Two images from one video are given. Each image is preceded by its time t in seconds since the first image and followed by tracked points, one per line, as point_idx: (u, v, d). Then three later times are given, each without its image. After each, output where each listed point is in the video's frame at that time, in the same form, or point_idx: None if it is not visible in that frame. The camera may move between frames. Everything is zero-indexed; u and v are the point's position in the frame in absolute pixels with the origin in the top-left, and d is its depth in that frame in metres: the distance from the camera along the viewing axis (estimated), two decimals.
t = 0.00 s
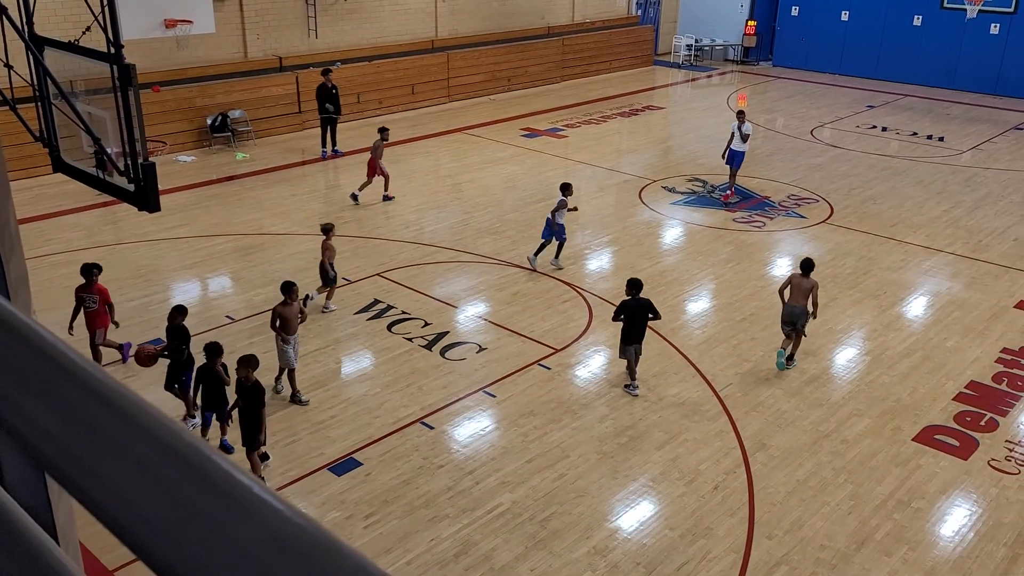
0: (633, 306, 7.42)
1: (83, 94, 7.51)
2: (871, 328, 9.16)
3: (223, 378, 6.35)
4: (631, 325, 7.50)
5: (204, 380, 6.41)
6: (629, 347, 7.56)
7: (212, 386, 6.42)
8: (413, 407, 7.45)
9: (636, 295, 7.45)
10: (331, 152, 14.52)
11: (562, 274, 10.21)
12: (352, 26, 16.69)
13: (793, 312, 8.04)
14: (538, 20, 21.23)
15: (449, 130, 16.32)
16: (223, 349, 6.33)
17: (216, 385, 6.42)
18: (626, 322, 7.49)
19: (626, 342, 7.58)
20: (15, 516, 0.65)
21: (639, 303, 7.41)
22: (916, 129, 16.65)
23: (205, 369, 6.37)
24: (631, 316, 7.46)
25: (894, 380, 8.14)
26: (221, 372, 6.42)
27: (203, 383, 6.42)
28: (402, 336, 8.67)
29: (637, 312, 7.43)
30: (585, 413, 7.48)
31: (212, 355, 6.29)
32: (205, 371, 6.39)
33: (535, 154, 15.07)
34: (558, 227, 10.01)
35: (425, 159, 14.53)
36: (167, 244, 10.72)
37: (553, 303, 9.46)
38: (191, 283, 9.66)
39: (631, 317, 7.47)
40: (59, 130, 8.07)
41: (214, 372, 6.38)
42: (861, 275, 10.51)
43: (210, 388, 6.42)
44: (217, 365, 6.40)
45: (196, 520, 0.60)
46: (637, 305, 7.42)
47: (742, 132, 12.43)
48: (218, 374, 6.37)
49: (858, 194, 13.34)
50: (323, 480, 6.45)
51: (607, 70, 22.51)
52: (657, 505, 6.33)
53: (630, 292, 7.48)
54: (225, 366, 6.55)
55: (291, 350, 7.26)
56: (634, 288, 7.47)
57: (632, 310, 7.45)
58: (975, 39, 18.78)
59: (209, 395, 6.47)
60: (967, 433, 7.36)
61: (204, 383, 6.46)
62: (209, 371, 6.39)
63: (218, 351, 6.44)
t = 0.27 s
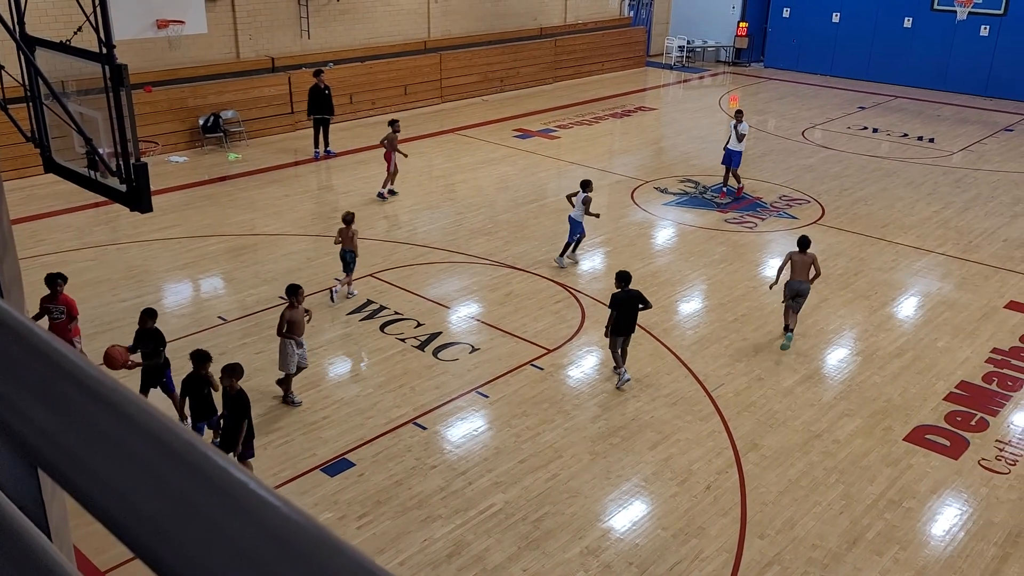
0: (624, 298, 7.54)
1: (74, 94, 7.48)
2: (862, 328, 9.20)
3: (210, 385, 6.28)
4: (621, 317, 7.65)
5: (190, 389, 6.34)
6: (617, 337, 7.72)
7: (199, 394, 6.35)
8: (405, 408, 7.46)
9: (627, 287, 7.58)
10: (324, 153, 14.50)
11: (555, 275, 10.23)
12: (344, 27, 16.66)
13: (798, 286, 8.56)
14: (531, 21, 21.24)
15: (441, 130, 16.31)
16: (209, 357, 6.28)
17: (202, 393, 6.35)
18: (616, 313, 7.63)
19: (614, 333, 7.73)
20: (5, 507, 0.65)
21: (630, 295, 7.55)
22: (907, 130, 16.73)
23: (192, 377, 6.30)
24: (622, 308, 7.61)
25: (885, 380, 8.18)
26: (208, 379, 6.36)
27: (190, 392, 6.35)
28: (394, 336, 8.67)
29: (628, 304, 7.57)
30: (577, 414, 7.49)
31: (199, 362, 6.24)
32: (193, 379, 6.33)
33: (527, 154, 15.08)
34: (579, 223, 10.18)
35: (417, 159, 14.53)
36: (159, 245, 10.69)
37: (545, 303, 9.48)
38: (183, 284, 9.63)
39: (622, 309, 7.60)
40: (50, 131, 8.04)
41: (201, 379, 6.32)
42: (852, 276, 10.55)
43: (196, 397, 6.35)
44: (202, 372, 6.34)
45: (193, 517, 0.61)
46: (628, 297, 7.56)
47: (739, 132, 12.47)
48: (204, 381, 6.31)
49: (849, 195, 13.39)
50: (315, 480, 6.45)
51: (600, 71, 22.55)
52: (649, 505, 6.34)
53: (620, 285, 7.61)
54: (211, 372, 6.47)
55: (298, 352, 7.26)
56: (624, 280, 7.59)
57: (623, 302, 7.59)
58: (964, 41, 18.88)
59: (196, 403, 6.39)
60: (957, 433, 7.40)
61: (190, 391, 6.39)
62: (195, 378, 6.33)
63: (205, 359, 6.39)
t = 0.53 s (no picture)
0: (618, 293, 7.65)
1: (71, 94, 7.47)
2: (860, 329, 9.21)
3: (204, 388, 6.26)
4: (617, 311, 7.78)
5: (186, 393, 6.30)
6: (613, 331, 7.87)
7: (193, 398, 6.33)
8: (403, 409, 7.45)
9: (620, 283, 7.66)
10: (321, 154, 14.49)
11: (552, 276, 10.22)
12: (341, 27, 16.65)
13: (803, 269, 8.93)
14: (528, 22, 21.24)
15: (438, 131, 16.31)
16: (205, 361, 6.34)
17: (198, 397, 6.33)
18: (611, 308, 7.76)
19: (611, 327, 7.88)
20: (3, 506, 0.65)
21: (623, 290, 7.64)
22: (904, 131, 16.76)
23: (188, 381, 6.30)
24: (617, 302, 7.73)
25: (882, 381, 8.20)
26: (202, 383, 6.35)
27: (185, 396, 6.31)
28: (392, 338, 8.67)
29: (622, 299, 7.69)
30: (575, 414, 7.49)
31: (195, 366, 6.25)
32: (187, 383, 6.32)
33: (524, 155, 15.08)
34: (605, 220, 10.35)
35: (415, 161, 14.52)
36: (156, 246, 10.68)
37: (543, 304, 9.48)
38: (180, 285, 9.62)
39: (617, 304, 7.71)
40: (47, 131, 8.02)
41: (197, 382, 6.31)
42: (849, 276, 10.57)
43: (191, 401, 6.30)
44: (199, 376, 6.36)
45: (192, 515, 0.62)
46: (621, 292, 7.67)
47: (746, 132, 12.74)
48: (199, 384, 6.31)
49: (846, 196, 13.41)
50: (313, 481, 6.44)
51: (597, 72, 22.55)
52: (647, 506, 6.34)
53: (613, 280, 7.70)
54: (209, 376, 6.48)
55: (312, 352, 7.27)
56: (616, 275, 7.66)
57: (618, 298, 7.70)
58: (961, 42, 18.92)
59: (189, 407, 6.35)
60: (955, 434, 7.41)
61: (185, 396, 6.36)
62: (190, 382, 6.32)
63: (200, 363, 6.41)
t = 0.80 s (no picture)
0: (604, 288, 7.84)
1: (69, 95, 7.46)
2: (858, 330, 9.22)
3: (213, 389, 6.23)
4: (605, 307, 7.92)
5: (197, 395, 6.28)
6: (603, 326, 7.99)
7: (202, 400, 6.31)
8: (401, 409, 7.45)
9: (607, 279, 7.84)
10: (319, 154, 14.48)
11: (551, 277, 10.22)
12: (340, 28, 16.66)
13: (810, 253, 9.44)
14: (527, 23, 21.23)
15: (436, 132, 16.31)
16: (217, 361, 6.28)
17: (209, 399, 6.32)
18: (599, 303, 7.91)
19: (602, 323, 7.99)
20: None
21: (610, 285, 7.81)
22: (902, 132, 16.77)
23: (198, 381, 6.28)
24: (604, 297, 7.90)
25: (880, 382, 8.20)
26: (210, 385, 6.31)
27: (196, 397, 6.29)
28: (390, 339, 8.66)
29: (608, 294, 7.85)
30: (573, 415, 7.49)
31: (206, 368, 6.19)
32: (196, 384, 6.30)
33: (522, 156, 15.08)
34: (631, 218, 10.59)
35: (413, 161, 14.51)
36: (154, 247, 10.67)
37: (541, 305, 9.48)
38: (178, 286, 9.61)
39: (604, 300, 7.86)
40: (45, 132, 8.01)
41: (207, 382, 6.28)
42: (847, 277, 10.57)
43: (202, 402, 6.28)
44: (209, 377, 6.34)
45: (190, 515, 0.62)
46: (606, 289, 7.85)
47: (753, 131, 12.94)
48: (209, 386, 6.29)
49: (844, 196, 13.42)
50: (310, 482, 6.44)
51: (595, 73, 22.56)
52: (645, 506, 6.35)
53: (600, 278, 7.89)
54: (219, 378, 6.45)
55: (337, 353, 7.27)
56: (604, 272, 7.86)
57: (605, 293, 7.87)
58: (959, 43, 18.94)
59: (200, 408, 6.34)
60: (953, 434, 7.42)
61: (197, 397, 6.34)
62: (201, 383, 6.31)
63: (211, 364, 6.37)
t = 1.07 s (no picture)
0: (588, 283, 7.87)
1: (66, 95, 7.45)
2: (856, 331, 9.22)
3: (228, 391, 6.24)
4: (590, 302, 7.97)
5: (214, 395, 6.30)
6: (586, 320, 8.06)
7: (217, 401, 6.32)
8: (399, 410, 7.44)
9: (594, 276, 7.86)
10: (317, 155, 14.47)
11: (549, 277, 10.22)
12: (338, 28, 16.66)
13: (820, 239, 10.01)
14: (525, 23, 21.24)
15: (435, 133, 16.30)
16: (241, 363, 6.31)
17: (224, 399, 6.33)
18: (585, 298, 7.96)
19: (587, 317, 8.06)
20: None
21: (595, 282, 7.84)
22: (900, 133, 16.78)
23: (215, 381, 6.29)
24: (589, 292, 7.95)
25: (878, 382, 8.21)
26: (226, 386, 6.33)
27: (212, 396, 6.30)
28: (388, 339, 8.66)
29: (592, 290, 7.89)
30: (571, 416, 7.48)
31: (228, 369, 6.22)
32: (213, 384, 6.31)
33: (521, 157, 15.07)
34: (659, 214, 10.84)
35: (411, 162, 14.50)
36: (151, 247, 10.65)
37: (539, 306, 9.47)
38: (176, 286, 9.60)
39: (589, 295, 7.90)
40: (42, 132, 8.00)
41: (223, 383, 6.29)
42: (845, 278, 10.58)
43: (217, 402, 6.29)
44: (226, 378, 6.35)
45: (187, 516, 0.61)
46: (591, 284, 7.88)
47: (757, 131, 13.01)
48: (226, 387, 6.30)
49: (841, 197, 13.42)
50: (308, 483, 6.43)
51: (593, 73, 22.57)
52: (643, 507, 6.34)
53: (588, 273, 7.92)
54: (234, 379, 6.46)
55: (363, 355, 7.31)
56: (591, 267, 7.89)
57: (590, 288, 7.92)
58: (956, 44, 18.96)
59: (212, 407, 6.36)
60: (951, 435, 7.42)
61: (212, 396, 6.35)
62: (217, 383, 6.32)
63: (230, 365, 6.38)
